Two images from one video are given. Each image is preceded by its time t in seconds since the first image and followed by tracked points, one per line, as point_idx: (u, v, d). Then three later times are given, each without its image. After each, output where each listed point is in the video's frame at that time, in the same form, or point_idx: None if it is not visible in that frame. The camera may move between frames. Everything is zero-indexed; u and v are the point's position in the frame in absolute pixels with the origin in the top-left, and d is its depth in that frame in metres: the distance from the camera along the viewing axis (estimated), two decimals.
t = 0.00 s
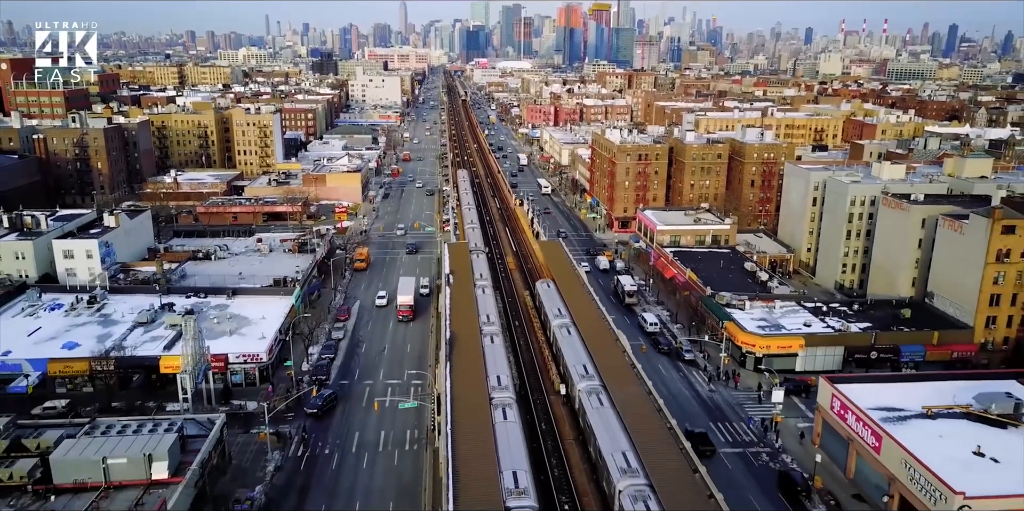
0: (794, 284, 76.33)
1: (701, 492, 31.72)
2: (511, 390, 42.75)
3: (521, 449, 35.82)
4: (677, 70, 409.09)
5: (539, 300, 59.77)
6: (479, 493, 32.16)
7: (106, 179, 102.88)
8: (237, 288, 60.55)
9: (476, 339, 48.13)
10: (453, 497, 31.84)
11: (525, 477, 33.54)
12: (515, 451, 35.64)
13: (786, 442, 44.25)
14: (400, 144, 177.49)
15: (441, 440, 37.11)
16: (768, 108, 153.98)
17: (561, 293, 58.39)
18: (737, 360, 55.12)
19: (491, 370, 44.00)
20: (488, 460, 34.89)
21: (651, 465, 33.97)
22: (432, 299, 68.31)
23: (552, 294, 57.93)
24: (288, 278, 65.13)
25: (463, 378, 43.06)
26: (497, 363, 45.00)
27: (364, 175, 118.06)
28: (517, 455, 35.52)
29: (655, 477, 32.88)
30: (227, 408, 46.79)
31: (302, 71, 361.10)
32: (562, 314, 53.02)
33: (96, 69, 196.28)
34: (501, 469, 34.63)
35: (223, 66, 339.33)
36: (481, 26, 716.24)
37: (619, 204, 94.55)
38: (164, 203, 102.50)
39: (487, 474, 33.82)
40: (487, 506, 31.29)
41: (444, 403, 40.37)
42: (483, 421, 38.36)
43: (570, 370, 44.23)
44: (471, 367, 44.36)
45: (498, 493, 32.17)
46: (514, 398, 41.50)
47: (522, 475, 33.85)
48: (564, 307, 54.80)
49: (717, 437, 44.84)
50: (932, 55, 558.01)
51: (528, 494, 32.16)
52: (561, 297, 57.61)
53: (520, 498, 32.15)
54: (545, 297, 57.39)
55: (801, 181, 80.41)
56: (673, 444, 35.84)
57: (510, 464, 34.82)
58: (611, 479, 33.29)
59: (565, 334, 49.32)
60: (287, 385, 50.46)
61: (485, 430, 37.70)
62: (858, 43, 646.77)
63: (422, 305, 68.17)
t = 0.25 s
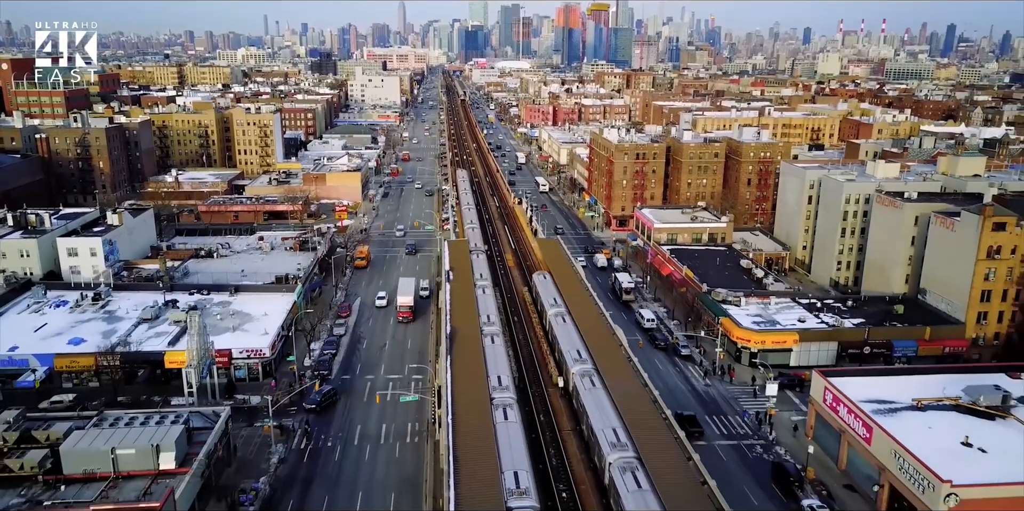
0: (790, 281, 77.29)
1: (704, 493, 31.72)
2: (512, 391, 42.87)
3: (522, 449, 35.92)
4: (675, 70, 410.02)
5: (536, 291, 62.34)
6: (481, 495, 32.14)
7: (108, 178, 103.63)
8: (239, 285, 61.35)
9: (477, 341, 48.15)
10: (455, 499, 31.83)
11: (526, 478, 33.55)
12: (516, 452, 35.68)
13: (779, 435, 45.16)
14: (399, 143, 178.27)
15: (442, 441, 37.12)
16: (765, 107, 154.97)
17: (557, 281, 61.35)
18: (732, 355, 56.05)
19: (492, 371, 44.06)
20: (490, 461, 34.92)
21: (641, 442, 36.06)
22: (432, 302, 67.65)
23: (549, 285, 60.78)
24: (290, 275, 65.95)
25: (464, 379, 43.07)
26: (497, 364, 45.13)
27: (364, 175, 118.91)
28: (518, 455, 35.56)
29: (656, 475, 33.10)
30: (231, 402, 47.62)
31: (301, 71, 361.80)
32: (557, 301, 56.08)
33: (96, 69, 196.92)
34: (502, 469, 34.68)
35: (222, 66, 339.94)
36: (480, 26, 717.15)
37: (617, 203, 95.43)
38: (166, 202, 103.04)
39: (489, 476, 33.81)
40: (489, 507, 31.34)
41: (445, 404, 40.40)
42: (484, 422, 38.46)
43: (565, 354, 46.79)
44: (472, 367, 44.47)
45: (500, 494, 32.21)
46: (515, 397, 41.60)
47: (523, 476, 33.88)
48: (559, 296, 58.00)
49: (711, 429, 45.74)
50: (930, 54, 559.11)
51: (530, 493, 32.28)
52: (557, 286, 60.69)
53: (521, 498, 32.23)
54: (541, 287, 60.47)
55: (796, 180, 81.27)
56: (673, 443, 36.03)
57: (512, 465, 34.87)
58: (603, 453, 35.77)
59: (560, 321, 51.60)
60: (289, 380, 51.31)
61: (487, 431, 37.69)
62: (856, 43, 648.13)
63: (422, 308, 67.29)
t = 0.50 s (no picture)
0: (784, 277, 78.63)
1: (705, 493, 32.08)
2: (513, 390, 43.13)
3: (523, 450, 36.06)
4: (673, 70, 411.30)
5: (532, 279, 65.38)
6: (484, 495, 32.31)
7: (110, 177, 104.67)
8: (243, 281, 62.47)
9: (478, 340, 48.31)
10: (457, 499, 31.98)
11: (528, 477, 33.78)
12: (518, 452, 35.87)
13: (771, 425, 46.39)
14: (398, 142, 179.34)
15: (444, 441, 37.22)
16: (761, 106, 156.24)
17: (552, 270, 64.33)
18: (726, 348, 57.32)
19: (493, 371, 44.28)
20: (492, 461, 35.10)
21: (628, 417, 38.91)
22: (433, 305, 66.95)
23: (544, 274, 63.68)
24: (292, 271, 67.08)
25: (464, 379, 43.19)
26: (498, 363, 45.42)
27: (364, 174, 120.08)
28: (520, 455, 35.79)
29: (656, 473, 33.58)
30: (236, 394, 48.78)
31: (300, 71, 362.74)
32: (551, 288, 59.58)
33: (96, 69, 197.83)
34: (504, 469, 34.88)
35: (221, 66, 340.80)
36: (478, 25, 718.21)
37: (614, 201, 96.69)
38: (168, 200, 104.08)
39: (491, 476, 33.98)
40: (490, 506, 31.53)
41: (447, 403, 40.59)
42: (486, 421, 38.69)
43: (557, 335, 50.27)
44: (473, 366, 44.70)
45: (502, 493, 32.45)
46: (515, 398, 41.78)
47: (525, 475, 34.10)
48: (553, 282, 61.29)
49: (705, 419, 46.96)
50: (927, 54, 560.56)
51: (531, 494, 32.52)
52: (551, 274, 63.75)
53: (523, 498, 32.50)
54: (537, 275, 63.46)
55: (790, 178, 82.53)
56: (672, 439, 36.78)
57: (514, 464, 35.10)
58: (591, 422, 39.19)
59: (553, 306, 55.13)
60: (293, 372, 52.47)
61: (488, 432, 37.82)
62: (853, 42, 649.80)
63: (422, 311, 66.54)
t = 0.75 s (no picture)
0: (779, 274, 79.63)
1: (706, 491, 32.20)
2: (513, 391, 43.26)
3: (525, 451, 36.10)
4: (671, 70, 412.24)
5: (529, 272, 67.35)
6: (486, 496, 32.31)
7: (112, 176, 105.42)
8: (245, 278, 63.31)
9: (479, 340, 48.47)
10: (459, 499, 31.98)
11: (529, 477, 33.81)
12: (519, 453, 35.90)
13: (765, 417, 47.33)
14: (397, 142, 180.03)
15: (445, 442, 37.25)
16: (759, 106, 157.17)
17: (548, 264, 66.40)
18: (721, 343, 58.27)
19: (493, 371, 44.43)
20: (493, 462, 35.14)
21: (623, 405, 40.62)
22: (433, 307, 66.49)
23: (541, 267, 65.78)
24: (294, 268, 67.94)
25: (464, 377, 43.51)
26: (499, 364, 45.57)
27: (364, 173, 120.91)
28: (521, 455, 35.88)
29: (657, 472, 33.81)
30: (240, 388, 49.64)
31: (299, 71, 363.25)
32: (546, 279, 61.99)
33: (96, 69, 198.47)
34: (505, 469, 34.95)
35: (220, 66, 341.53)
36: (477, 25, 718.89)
37: (612, 199, 97.60)
38: (170, 199, 104.88)
39: (493, 476, 34.00)
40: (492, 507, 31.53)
41: (448, 404, 40.69)
42: (487, 421, 38.79)
43: (553, 323, 52.76)
44: (474, 367, 44.86)
45: (504, 494, 32.51)
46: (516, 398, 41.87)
47: (526, 475, 34.15)
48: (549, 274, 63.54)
49: (700, 412, 47.87)
50: (925, 53, 561.75)
51: (533, 494, 32.55)
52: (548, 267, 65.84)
53: (524, 497, 32.55)
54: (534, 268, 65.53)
55: (786, 176, 83.45)
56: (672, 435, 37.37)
57: (515, 465, 35.12)
58: (583, 401, 41.97)
59: (549, 296, 57.54)
60: (295, 367, 53.32)
61: (490, 433, 37.84)
62: (851, 42, 650.80)
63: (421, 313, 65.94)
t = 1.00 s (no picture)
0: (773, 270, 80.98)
1: (706, 489, 32.91)
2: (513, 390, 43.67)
3: (526, 449, 36.42)
4: (669, 70, 413.61)
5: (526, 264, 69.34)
6: (487, 495, 32.58)
7: (114, 175, 106.45)
8: (248, 274, 64.45)
9: (479, 339, 48.94)
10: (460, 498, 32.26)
11: (530, 476, 34.13)
12: (521, 452, 36.20)
13: (757, 407, 48.59)
14: (396, 141, 181.22)
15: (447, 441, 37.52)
16: (755, 105, 158.46)
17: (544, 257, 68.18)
18: (715, 336, 59.53)
19: (494, 370, 44.88)
20: (495, 461, 35.47)
21: (617, 391, 42.42)
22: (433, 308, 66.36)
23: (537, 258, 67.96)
24: (296, 265, 69.09)
25: (464, 375, 44.03)
26: (500, 362, 45.98)
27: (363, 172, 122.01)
28: (522, 454, 36.26)
29: (656, 468, 34.32)
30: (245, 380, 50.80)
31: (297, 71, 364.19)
32: (541, 268, 64.83)
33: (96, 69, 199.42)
34: (506, 467, 35.32)
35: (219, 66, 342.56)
36: (475, 25, 719.91)
37: (609, 197, 98.85)
38: (171, 197, 105.91)
39: (495, 475, 34.27)
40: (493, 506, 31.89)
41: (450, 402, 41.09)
42: (489, 420, 39.11)
43: (546, 308, 55.69)
44: (475, 366, 45.30)
45: (505, 492, 32.86)
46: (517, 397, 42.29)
47: (528, 474, 34.47)
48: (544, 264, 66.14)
49: (694, 403, 49.07)
50: (922, 53, 563.53)
51: (534, 492, 32.84)
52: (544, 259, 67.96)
53: (526, 496, 32.85)
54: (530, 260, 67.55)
55: (780, 174, 84.72)
56: (668, 427, 38.43)
57: (517, 464, 35.36)
58: (573, 376, 45.11)
59: (543, 283, 60.62)
60: (298, 360, 54.49)
61: (492, 432, 38.16)
62: (848, 42, 652.61)
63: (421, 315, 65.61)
